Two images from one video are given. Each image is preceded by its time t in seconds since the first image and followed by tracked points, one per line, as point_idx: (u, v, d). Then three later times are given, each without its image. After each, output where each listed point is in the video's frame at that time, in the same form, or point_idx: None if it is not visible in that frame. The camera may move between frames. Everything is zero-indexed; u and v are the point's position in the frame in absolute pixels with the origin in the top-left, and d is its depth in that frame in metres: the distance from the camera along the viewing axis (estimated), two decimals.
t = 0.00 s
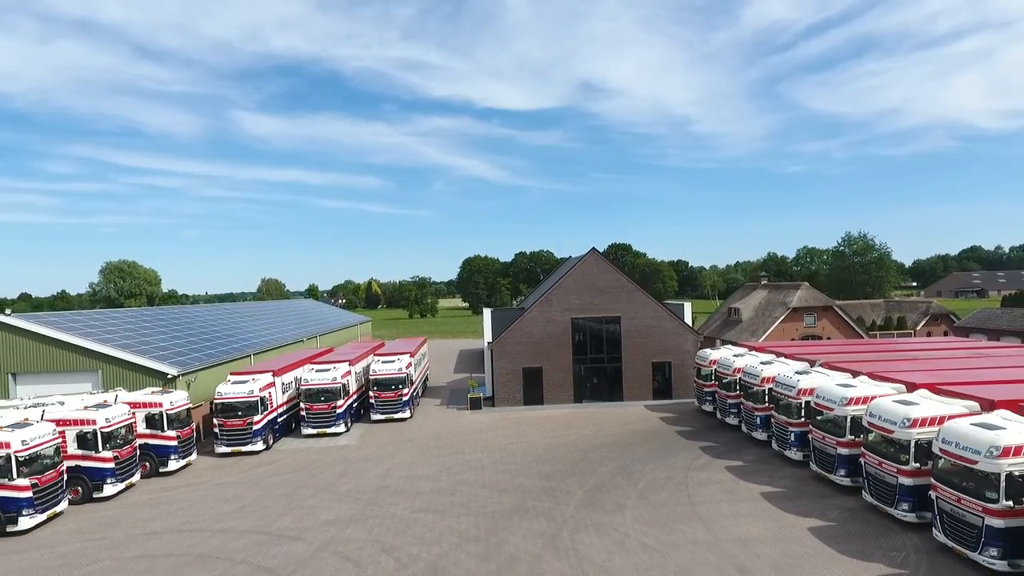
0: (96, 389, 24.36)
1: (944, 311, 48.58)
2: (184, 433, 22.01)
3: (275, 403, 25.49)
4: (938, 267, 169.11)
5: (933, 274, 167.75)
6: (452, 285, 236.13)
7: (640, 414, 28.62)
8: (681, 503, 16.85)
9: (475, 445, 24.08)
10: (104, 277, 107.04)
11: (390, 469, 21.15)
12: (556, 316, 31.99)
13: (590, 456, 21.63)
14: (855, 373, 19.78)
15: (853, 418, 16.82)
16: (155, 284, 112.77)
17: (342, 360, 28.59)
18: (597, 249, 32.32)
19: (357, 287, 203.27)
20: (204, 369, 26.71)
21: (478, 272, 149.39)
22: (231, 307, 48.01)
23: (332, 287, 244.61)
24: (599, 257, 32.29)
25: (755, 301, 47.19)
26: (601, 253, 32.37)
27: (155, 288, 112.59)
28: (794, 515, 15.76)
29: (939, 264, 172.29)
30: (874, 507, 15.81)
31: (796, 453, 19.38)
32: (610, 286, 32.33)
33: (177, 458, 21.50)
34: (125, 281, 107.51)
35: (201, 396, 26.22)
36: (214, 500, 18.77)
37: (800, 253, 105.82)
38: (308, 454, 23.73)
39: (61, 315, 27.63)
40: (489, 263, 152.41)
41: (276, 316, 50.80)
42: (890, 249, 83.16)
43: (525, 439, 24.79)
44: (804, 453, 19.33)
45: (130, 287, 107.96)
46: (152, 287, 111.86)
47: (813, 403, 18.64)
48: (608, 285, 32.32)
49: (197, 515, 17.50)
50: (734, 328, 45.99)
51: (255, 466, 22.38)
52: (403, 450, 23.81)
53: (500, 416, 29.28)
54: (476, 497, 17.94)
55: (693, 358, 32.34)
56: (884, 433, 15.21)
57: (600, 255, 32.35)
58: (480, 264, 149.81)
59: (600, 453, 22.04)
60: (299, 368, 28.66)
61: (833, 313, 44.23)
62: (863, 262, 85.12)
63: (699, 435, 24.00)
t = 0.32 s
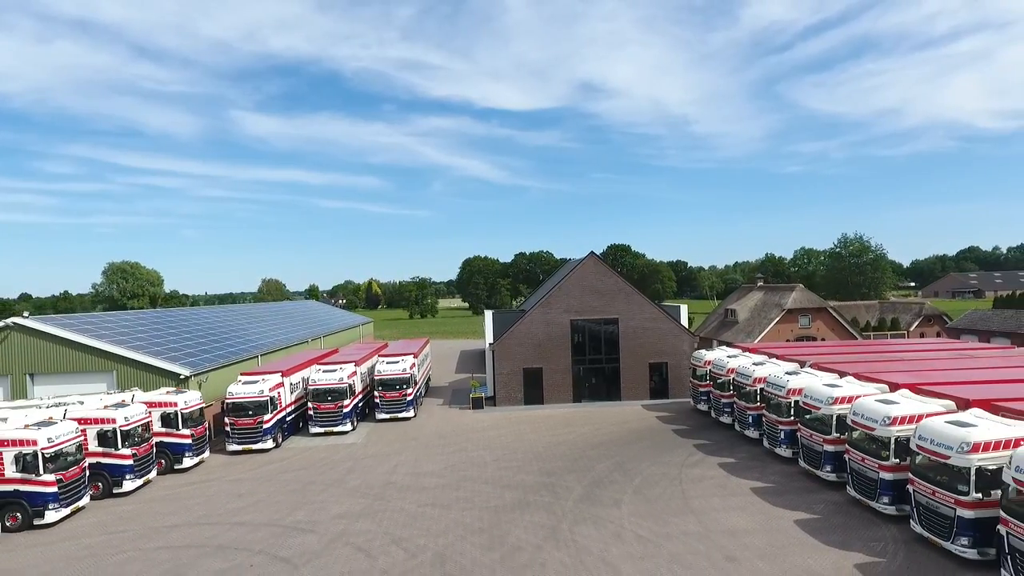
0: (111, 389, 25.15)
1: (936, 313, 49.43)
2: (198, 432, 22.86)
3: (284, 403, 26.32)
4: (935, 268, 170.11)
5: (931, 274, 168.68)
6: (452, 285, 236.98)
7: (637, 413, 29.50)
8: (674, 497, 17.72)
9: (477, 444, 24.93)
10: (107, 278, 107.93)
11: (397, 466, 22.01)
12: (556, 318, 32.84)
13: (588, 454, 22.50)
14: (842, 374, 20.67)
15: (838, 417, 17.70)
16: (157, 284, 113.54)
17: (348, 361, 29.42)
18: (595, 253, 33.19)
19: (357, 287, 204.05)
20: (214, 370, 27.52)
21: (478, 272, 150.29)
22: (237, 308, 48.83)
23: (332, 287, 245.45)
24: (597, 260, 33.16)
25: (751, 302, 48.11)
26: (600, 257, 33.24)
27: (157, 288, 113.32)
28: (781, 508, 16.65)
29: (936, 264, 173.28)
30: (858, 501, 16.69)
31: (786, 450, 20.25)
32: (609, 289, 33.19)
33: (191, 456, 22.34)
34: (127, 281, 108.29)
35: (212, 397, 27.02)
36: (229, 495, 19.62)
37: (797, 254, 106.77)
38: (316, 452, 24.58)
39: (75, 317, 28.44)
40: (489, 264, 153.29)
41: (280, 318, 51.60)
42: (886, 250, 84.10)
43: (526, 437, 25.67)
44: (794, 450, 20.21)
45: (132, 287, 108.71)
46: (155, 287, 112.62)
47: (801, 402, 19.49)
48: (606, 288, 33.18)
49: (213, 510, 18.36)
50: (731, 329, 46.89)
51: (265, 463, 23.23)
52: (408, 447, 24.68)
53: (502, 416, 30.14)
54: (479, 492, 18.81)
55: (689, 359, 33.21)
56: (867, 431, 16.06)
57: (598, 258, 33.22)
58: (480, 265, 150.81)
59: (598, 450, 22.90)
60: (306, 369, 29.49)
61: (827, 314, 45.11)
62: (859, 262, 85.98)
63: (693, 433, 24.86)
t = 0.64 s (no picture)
0: (125, 389, 26.00)
1: (928, 314, 50.30)
2: (209, 430, 23.70)
3: (291, 402, 27.17)
4: (932, 269, 171.04)
5: (928, 275, 169.62)
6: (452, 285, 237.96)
7: (633, 412, 30.37)
8: (667, 492, 18.59)
9: (478, 441, 25.79)
10: (109, 279, 108.80)
11: (401, 463, 22.87)
12: (555, 319, 33.69)
13: (586, 451, 23.37)
14: (828, 373, 21.54)
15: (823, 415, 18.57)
16: (159, 285, 114.35)
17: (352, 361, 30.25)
18: (593, 256, 34.04)
19: (357, 287, 204.91)
20: (223, 371, 28.36)
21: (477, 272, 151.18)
22: (241, 309, 49.71)
23: (333, 287, 246.51)
24: (595, 263, 34.00)
25: (747, 304, 49.02)
26: (597, 260, 34.09)
27: (159, 288, 114.12)
28: (768, 502, 17.52)
29: (933, 265, 174.21)
30: (840, 495, 17.56)
31: (775, 447, 21.12)
32: (606, 291, 34.06)
33: (203, 453, 23.19)
34: (130, 282, 109.14)
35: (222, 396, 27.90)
36: (241, 490, 20.48)
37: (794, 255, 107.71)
38: (323, 450, 25.44)
39: (88, 319, 29.29)
40: (488, 264, 154.18)
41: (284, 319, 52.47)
42: (881, 252, 85.03)
43: (526, 435, 26.53)
44: (782, 447, 21.07)
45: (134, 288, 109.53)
46: (157, 288, 113.41)
47: (789, 401, 20.34)
48: (603, 290, 34.05)
49: (227, 504, 19.23)
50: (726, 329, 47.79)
51: (274, 460, 24.09)
52: (411, 445, 25.54)
53: (502, 415, 31.01)
54: (481, 487, 19.66)
55: (684, 360, 34.08)
56: (849, 428, 16.91)
57: (596, 261, 34.06)
58: (479, 266, 151.81)
59: (595, 448, 23.77)
60: (312, 369, 30.33)
61: (820, 315, 46.00)
62: (855, 263, 86.89)
63: (687, 431, 25.74)
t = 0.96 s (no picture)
0: (136, 389, 26.84)
1: (921, 315, 51.15)
2: (219, 429, 24.56)
3: (298, 401, 28.03)
4: (929, 270, 171.97)
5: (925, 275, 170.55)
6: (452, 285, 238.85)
7: (630, 411, 31.26)
8: (659, 486, 19.47)
9: (479, 440, 26.65)
10: (111, 280, 109.65)
11: (405, 460, 23.74)
12: (553, 321, 34.54)
13: (582, 448, 24.24)
14: (815, 373, 22.46)
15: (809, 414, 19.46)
16: (161, 286, 115.11)
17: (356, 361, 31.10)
18: (590, 259, 34.91)
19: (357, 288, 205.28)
20: (231, 372, 29.21)
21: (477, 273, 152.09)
22: (245, 311, 50.57)
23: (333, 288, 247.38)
24: (592, 266, 34.87)
25: (742, 305, 49.93)
26: (594, 263, 34.95)
27: (161, 289, 114.87)
28: (755, 496, 18.41)
29: (930, 265, 175.15)
30: (824, 490, 18.45)
31: (764, 445, 22.01)
32: (603, 293, 34.93)
33: (214, 451, 24.05)
34: (132, 283, 109.87)
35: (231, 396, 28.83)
36: (252, 486, 21.37)
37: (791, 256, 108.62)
38: (328, 448, 26.31)
39: (100, 321, 30.16)
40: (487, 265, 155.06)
41: (287, 320, 53.34)
42: (876, 253, 85.92)
43: (525, 433, 27.40)
44: (771, 444, 21.97)
45: (136, 289, 110.21)
46: (159, 289, 114.10)
47: (777, 400, 21.23)
48: (600, 292, 34.91)
49: (239, 498, 20.10)
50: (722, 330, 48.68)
51: (282, 458, 24.96)
52: (414, 443, 26.41)
53: (502, 414, 31.89)
54: (482, 482, 20.53)
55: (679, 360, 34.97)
56: (832, 425, 17.79)
57: (593, 264, 34.93)
58: (479, 266, 152.87)
59: (592, 445, 24.65)
60: (317, 369, 31.20)
61: (814, 316, 46.89)
62: (851, 265, 87.79)
63: (681, 429, 26.62)
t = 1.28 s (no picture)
0: (147, 389, 27.70)
1: (913, 316, 52.04)
2: (227, 427, 25.40)
3: (303, 401, 28.86)
4: (927, 270, 172.94)
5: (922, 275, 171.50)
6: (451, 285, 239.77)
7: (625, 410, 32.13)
8: (652, 481, 20.36)
9: (479, 438, 27.52)
10: (114, 281, 110.58)
11: (407, 457, 24.59)
12: (551, 322, 35.39)
13: (579, 446, 25.11)
14: (802, 373, 23.35)
15: (795, 412, 20.32)
16: (163, 287, 116.00)
17: (359, 362, 31.94)
18: (586, 262, 35.79)
19: (357, 288, 206.11)
20: (238, 372, 30.05)
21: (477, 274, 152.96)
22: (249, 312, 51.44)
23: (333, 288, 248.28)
24: (589, 269, 35.75)
25: (737, 307, 50.84)
26: (591, 266, 35.83)
27: (164, 290, 115.78)
28: (743, 491, 19.28)
29: (927, 266, 176.15)
30: (808, 485, 19.32)
31: (753, 443, 22.90)
32: (600, 295, 35.80)
33: (223, 448, 24.89)
34: (134, 284, 110.74)
35: (238, 396, 29.70)
36: (260, 482, 22.23)
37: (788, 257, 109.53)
38: (333, 446, 27.16)
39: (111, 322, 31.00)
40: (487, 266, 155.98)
41: (290, 321, 54.20)
42: (871, 255, 86.86)
43: (524, 432, 28.26)
44: (760, 442, 22.85)
45: (139, 290, 111.09)
46: (161, 290, 114.89)
47: (765, 399, 22.10)
48: (597, 295, 35.79)
49: (249, 493, 20.96)
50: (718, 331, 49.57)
51: (288, 455, 25.81)
52: (416, 441, 27.26)
53: (501, 413, 32.76)
54: (482, 478, 21.39)
55: (673, 361, 35.87)
56: (815, 423, 18.66)
57: (589, 267, 35.81)
58: (479, 267, 153.86)
59: (588, 443, 25.53)
60: (321, 369, 32.05)
61: (807, 317, 47.79)
62: (846, 266, 88.71)
63: (675, 428, 27.49)
